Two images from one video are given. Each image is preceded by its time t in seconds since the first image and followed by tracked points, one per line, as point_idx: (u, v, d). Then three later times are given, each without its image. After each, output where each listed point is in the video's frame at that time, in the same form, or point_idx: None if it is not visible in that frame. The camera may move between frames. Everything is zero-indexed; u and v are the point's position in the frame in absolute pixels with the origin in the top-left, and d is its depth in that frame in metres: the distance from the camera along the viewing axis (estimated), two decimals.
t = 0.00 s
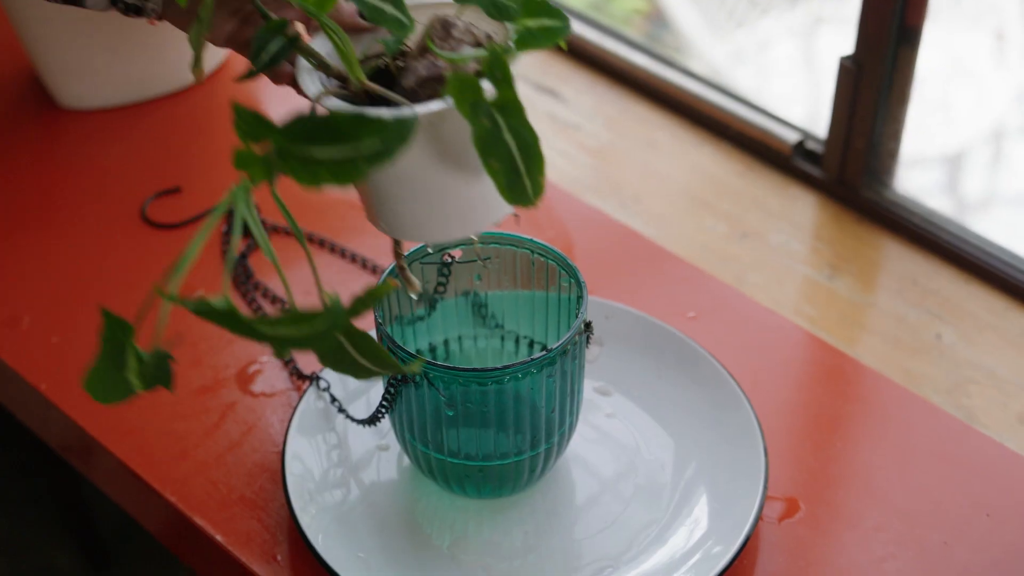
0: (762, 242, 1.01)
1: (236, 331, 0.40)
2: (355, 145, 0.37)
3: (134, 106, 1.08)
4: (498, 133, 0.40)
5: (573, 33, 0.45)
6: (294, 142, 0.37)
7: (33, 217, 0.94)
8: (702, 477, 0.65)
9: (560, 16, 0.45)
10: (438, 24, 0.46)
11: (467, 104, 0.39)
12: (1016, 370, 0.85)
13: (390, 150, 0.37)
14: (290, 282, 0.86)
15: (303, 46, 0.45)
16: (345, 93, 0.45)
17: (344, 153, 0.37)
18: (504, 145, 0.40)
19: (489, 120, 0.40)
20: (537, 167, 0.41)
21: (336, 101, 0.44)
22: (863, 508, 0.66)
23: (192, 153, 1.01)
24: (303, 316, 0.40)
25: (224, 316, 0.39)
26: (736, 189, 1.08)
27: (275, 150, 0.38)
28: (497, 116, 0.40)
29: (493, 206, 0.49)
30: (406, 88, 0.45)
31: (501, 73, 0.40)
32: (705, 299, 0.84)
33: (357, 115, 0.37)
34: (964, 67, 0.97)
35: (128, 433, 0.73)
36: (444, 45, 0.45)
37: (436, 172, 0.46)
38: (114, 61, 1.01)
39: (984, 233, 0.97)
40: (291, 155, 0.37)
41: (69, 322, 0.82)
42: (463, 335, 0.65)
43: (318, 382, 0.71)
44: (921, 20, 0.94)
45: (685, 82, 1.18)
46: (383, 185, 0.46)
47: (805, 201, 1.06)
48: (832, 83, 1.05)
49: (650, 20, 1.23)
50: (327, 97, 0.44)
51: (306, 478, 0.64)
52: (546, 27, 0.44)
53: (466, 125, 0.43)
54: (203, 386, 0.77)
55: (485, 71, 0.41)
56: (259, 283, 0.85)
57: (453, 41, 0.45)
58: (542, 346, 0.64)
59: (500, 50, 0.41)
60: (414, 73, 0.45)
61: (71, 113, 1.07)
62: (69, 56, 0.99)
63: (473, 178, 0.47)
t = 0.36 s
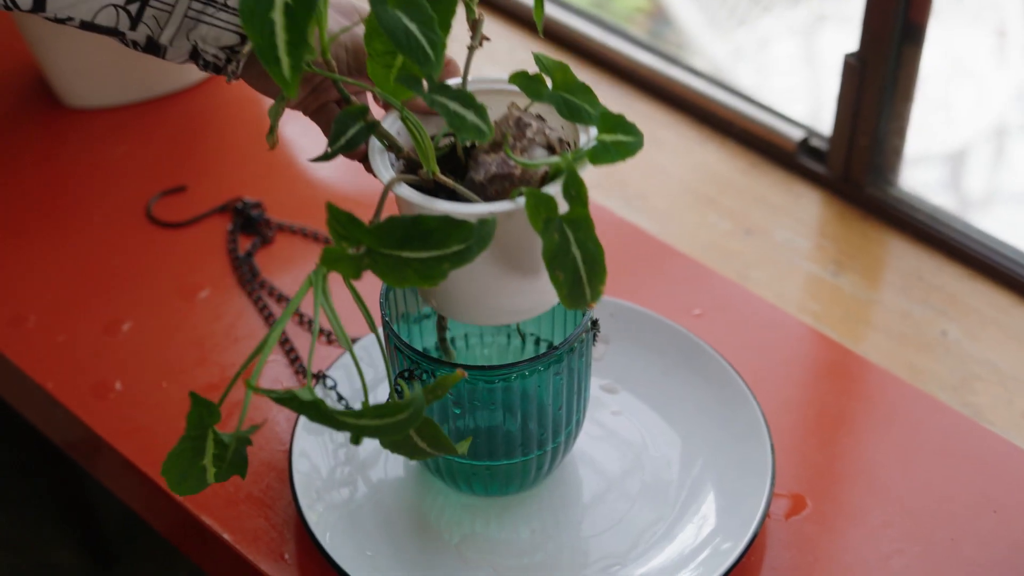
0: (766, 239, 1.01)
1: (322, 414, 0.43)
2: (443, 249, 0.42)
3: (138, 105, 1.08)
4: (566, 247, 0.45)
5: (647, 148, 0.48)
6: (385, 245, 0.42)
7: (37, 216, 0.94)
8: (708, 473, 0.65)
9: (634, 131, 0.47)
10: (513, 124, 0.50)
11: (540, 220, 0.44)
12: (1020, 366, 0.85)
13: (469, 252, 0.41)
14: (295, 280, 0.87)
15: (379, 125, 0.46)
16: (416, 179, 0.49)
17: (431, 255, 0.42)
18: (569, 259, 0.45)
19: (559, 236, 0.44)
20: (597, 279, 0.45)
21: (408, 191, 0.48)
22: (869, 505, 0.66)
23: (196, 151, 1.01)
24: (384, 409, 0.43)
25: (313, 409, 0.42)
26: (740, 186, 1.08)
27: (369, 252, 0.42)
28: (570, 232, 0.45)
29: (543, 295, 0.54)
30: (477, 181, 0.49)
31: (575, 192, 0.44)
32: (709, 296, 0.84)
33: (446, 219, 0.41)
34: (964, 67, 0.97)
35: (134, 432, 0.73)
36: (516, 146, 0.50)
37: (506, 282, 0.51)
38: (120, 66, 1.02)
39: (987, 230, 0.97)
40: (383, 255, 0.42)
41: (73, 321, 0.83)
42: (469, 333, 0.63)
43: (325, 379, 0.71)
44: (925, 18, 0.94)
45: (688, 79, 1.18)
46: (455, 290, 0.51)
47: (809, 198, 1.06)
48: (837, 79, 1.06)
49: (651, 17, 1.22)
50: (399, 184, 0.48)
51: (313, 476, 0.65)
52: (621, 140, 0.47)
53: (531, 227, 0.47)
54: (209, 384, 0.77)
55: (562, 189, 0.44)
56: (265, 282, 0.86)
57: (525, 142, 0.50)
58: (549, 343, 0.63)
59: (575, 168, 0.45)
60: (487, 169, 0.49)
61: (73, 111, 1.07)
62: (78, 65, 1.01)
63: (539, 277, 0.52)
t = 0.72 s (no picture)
0: (770, 239, 1.01)
1: (319, 472, 0.41)
2: (445, 315, 0.42)
3: (145, 109, 1.09)
4: (569, 311, 0.46)
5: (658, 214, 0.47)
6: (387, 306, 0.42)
7: (43, 218, 0.94)
8: (715, 473, 0.65)
9: (646, 198, 0.47)
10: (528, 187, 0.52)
11: (546, 283, 0.45)
12: None
13: (473, 319, 0.42)
14: (300, 282, 0.87)
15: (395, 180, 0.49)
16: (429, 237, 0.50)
17: (434, 319, 0.42)
18: (572, 324, 0.46)
19: (562, 299, 0.45)
20: (596, 347, 0.47)
21: (421, 248, 0.49)
22: (875, 505, 0.66)
23: (201, 154, 1.01)
24: (379, 470, 0.43)
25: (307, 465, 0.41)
26: (744, 187, 1.08)
27: (373, 312, 0.43)
28: (574, 296, 0.46)
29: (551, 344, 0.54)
30: (490, 242, 0.51)
31: (583, 259, 0.46)
32: (714, 296, 0.84)
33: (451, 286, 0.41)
34: (964, 63, 0.96)
35: (141, 434, 0.73)
36: (531, 208, 0.51)
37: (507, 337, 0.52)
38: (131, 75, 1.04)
39: (991, 229, 0.97)
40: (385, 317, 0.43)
41: (80, 323, 0.83)
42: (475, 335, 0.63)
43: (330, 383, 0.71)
44: (929, 19, 0.94)
45: (691, 80, 1.18)
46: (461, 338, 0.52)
47: (814, 198, 1.06)
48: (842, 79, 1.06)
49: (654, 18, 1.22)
50: (412, 242, 0.49)
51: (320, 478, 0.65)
52: (632, 209, 0.47)
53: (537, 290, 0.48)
54: (215, 386, 0.77)
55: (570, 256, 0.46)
56: (270, 284, 0.86)
57: (539, 205, 0.51)
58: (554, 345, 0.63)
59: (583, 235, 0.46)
60: (500, 228, 0.51)
61: (76, 114, 1.07)
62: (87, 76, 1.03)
63: (540, 338, 0.53)
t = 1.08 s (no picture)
0: (771, 241, 1.01)
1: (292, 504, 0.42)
2: (430, 349, 0.44)
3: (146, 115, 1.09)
4: (554, 361, 0.45)
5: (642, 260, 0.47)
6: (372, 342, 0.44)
7: (44, 223, 0.94)
8: (718, 475, 0.65)
9: (633, 247, 0.46)
10: (518, 235, 0.53)
11: (528, 334, 0.45)
12: None
13: (457, 353, 0.44)
14: (301, 287, 0.87)
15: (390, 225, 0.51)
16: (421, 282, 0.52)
17: (418, 354, 0.44)
18: (556, 373, 0.45)
19: (545, 349, 0.45)
20: (584, 393, 0.45)
21: (412, 293, 0.51)
22: (877, 506, 0.66)
23: (202, 159, 1.02)
24: (359, 502, 0.42)
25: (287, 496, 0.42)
26: (744, 189, 1.08)
27: (359, 348, 0.44)
28: (558, 346, 0.45)
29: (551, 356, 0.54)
30: (480, 288, 0.52)
31: (564, 310, 0.46)
32: (716, 298, 0.84)
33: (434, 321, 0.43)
34: (962, 65, 0.96)
35: (143, 438, 0.73)
36: (520, 256, 0.53)
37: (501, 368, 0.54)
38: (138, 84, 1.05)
39: (991, 230, 0.97)
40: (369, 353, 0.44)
41: (83, 328, 0.83)
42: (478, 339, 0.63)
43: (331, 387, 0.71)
44: (929, 20, 0.94)
45: (691, 82, 1.18)
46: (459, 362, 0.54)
47: (814, 200, 1.06)
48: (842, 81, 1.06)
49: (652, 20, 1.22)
50: (404, 286, 0.51)
51: (322, 482, 0.65)
52: (618, 257, 0.47)
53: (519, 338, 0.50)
54: (217, 390, 0.77)
55: (552, 306, 0.46)
56: (272, 289, 0.86)
57: (529, 253, 0.53)
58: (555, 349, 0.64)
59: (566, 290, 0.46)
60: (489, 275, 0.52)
61: (76, 119, 1.07)
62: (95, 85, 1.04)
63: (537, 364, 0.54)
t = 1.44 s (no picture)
0: (766, 241, 1.01)
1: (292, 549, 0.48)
2: (410, 425, 0.43)
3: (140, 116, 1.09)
4: (547, 397, 0.46)
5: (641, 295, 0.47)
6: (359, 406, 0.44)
7: (39, 225, 0.94)
8: (715, 474, 0.65)
9: (632, 281, 0.47)
10: (520, 256, 0.54)
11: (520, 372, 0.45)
12: (1020, 364, 0.86)
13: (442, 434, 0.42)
14: (297, 287, 0.87)
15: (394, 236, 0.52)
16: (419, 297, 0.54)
17: (401, 428, 0.43)
18: (550, 410, 0.46)
19: (539, 386, 0.46)
20: (580, 424, 0.46)
21: (409, 309, 0.53)
22: (874, 505, 0.66)
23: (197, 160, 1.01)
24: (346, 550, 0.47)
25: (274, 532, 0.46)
26: (739, 188, 1.08)
27: (345, 408, 0.44)
28: (552, 382, 0.46)
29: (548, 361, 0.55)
30: (478, 309, 0.54)
31: (557, 349, 0.46)
32: (712, 298, 0.85)
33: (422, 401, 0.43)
34: (955, 65, 0.96)
35: (139, 440, 0.73)
36: (520, 279, 0.53)
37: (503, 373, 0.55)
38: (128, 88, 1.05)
39: (986, 229, 0.97)
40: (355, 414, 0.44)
41: (79, 330, 0.83)
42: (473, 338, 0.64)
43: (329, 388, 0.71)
44: (922, 20, 0.94)
45: (685, 82, 1.18)
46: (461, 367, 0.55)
47: (809, 200, 1.06)
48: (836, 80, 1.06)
49: (645, 20, 1.23)
50: (403, 301, 0.53)
51: (319, 482, 0.65)
52: (617, 293, 0.47)
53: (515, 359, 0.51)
54: (213, 391, 0.77)
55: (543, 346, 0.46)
56: (268, 289, 0.86)
57: (529, 276, 0.53)
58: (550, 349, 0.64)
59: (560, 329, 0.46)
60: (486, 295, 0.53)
61: (70, 120, 1.07)
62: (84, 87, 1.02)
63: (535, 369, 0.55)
